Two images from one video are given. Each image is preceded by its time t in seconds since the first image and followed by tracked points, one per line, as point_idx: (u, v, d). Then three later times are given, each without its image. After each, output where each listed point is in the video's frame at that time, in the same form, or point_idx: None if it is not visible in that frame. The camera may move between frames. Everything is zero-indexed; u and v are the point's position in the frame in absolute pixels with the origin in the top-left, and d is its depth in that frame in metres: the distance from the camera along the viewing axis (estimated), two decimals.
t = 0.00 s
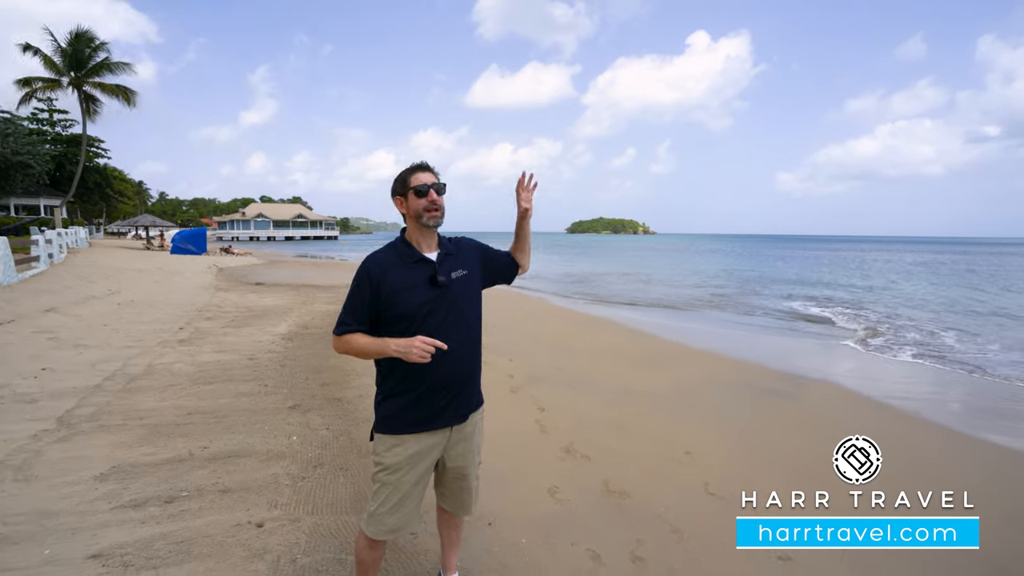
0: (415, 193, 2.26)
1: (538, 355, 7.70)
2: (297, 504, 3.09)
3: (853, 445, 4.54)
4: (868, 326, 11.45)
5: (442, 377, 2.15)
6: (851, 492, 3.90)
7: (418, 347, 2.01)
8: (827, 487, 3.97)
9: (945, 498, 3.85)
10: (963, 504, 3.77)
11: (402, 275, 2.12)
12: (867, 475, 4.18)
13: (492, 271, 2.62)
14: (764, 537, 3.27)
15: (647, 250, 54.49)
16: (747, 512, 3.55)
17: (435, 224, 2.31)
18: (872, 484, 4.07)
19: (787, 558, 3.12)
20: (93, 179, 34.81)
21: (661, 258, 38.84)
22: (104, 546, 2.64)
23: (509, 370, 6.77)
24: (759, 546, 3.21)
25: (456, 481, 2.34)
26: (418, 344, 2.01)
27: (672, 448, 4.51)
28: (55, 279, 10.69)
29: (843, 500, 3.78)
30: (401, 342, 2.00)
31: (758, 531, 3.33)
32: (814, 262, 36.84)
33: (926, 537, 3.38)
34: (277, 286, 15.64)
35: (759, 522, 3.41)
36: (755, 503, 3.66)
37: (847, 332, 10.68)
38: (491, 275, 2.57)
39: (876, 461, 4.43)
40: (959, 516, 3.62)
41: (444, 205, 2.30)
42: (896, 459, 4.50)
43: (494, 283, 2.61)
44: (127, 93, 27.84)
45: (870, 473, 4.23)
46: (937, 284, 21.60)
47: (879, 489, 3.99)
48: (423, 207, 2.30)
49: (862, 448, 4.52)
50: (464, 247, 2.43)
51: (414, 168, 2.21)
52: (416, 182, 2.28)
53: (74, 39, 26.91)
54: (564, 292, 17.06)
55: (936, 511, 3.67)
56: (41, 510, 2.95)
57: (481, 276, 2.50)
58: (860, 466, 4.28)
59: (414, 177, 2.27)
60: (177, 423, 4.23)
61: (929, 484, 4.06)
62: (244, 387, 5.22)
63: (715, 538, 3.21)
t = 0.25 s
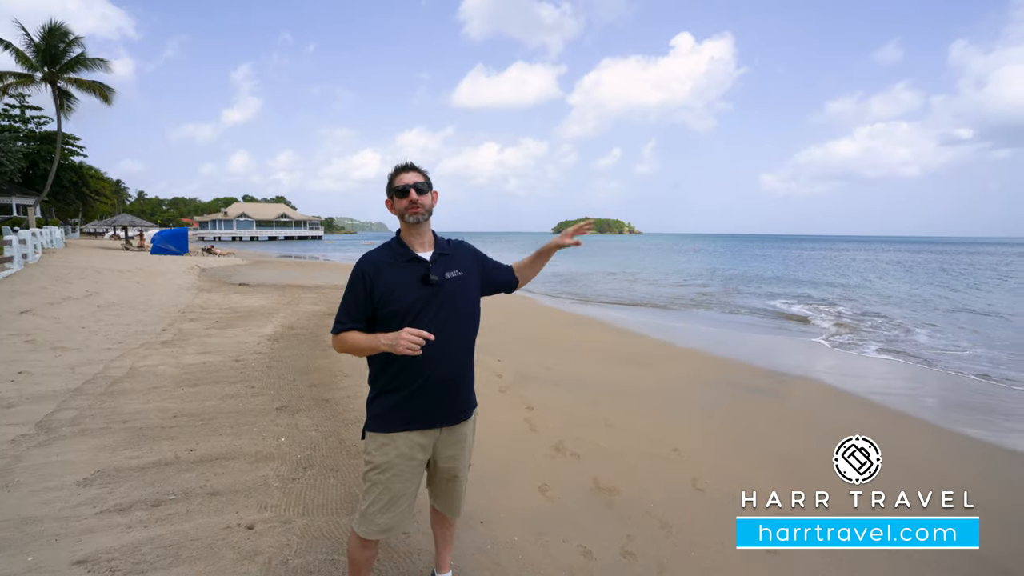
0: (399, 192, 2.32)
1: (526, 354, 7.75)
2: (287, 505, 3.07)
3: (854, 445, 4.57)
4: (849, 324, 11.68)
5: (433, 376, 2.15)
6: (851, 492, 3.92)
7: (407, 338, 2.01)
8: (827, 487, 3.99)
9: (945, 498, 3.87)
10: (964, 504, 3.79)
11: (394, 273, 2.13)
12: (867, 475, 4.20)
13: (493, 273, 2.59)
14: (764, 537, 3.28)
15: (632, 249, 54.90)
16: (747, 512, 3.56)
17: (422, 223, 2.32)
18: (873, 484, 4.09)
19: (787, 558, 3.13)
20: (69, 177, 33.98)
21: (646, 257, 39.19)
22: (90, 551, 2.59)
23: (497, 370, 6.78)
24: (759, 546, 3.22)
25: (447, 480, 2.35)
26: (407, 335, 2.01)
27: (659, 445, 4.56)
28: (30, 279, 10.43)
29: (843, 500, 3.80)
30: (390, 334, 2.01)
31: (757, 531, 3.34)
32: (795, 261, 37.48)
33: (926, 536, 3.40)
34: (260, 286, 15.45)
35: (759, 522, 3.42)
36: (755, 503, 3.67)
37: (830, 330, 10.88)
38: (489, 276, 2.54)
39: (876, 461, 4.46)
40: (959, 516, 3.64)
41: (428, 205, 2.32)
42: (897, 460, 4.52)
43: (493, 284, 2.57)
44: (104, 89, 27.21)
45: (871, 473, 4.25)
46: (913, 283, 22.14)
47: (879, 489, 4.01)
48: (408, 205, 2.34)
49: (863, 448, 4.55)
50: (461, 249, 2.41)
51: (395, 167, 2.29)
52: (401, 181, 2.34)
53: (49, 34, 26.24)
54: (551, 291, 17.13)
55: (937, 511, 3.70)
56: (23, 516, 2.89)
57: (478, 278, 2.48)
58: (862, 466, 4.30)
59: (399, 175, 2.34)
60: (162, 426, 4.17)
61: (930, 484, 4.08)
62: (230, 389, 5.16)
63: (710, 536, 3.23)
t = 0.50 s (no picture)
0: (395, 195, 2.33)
1: (516, 353, 7.77)
2: (278, 507, 3.05)
3: (853, 445, 4.59)
4: (831, 322, 11.90)
5: (427, 377, 2.17)
6: (851, 492, 3.95)
7: (415, 340, 2.04)
8: (827, 487, 4.01)
9: (944, 498, 3.90)
10: (963, 503, 3.83)
11: (392, 273, 2.15)
12: (868, 476, 4.23)
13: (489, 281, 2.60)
14: (764, 537, 3.30)
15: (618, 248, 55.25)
16: (747, 512, 3.58)
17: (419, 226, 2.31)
18: (872, 484, 4.12)
19: (785, 557, 3.16)
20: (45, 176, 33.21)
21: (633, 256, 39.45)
22: (77, 555, 2.56)
23: (487, 369, 6.79)
24: (759, 545, 3.24)
25: (440, 479, 2.37)
26: (415, 338, 2.04)
27: (648, 443, 4.62)
28: (6, 280, 10.18)
29: (843, 500, 3.83)
30: (395, 335, 2.05)
31: (757, 531, 3.36)
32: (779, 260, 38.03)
33: (926, 537, 3.43)
34: (245, 287, 15.25)
35: (759, 522, 3.44)
36: (755, 503, 3.69)
37: (815, 329, 11.05)
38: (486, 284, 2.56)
39: (876, 461, 4.49)
40: (959, 516, 3.67)
41: (423, 208, 2.29)
42: (897, 460, 4.56)
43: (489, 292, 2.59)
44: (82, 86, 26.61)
45: (871, 473, 4.28)
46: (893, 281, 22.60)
47: (879, 489, 4.04)
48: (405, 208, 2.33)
49: (862, 448, 4.57)
50: (459, 255, 2.43)
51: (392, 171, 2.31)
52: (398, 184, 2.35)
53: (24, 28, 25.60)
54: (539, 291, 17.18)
55: (936, 511, 3.73)
56: (7, 522, 2.83)
57: (474, 285, 2.50)
58: (862, 466, 4.33)
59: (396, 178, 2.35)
60: (148, 429, 4.11)
61: (930, 484, 4.11)
62: (217, 390, 5.10)
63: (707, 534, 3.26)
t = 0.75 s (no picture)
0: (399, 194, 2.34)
1: (506, 353, 7.78)
2: (269, 508, 3.03)
3: (853, 445, 4.59)
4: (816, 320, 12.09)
5: (419, 377, 2.17)
6: (851, 492, 3.96)
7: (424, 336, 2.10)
8: (827, 487, 4.02)
9: (944, 497, 3.90)
10: (963, 503, 3.83)
11: (390, 270, 2.14)
12: (867, 475, 4.24)
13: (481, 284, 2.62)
14: (764, 537, 3.31)
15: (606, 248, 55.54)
16: (747, 512, 3.59)
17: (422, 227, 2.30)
18: (872, 483, 4.13)
19: (784, 557, 3.17)
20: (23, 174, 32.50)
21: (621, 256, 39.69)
22: (63, 560, 2.51)
23: (477, 369, 6.79)
24: (759, 545, 3.25)
25: (432, 478, 2.37)
26: (423, 334, 2.10)
27: (638, 440, 4.66)
28: None
29: (843, 500, 3.84)
30: (400, 332, 2.08)
31: (757, 531, 3.37)
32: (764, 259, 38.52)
33: (926, 537, 3.43)
34: (230, 287, 15.07)
35: (759, 522, 3.44)
36: (755, 503, 3.71)
37: (802, 327, 11.19)
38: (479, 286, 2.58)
39: (875, 460, 4.49)
40: (959, 515, 3.68)
41: (426, 208, 2.28)
42: (895, 459, 4.57)
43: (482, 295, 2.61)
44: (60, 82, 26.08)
45: (871, 473, 4.30)
46: (876, 280, 23.01)
47: (878, 489, 4.05)
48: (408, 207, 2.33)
49: (862, 448, 4.57)
50: (455, 256, 2.45)
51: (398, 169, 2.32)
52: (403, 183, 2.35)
53: None
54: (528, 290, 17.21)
55: (936, 511, 3.73)
56: None
57: (468, 287, 2.51)
58: (861, 466, 4.33)
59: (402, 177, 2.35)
60: (134, 432, 4.05)
61: (928, 484, 4.12)
62: (204, 392, 5.04)
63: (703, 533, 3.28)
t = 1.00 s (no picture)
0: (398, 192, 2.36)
1: (497, 353, 7.78)
2: (260, 509, 3.01)
3: (854, 445, 4.58)
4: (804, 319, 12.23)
5: (412, 377, 2.17)
6: (851, 492, 3.96)
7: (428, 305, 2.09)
8: (827, 487, 4.03)
9: (944, 497, 3.90)
10: (963, 503, 3.82)
11: (383, 269, 2.15)
12: (867, 475, 4.25)
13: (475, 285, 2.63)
14: (763, 537, 3.31)
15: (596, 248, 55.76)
16: (747, 512, 3.59)
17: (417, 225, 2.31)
18: (872, 483, 4.13)
19: (783, 557, 3.17)
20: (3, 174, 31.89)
21: (610, 255, 39.92)
22: (51, 564, 2.48)
23: (469, 369, 6.79)
24: (759, 546, 3.25)
25: (426, 478, 2.37)
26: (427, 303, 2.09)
27: (629, 438, 4.69)
28: None
29: (843, 500, 3.84)
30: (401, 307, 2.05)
31: (757, 531, 3.37)
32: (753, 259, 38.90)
33: (926, 536, 3.43)
34: (218, 288, 14.92)
35: (759, 522, 3.44)
36: (755, 503, 3.71)
37: (790, 326, 11.30)
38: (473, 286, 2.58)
39: (876, 460, 4.49)
40: (960, 515, 3.66)
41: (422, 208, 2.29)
42: (895, 458, 4.58)
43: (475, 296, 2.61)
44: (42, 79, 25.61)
45: (872, 472, 4.29)
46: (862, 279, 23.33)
47: (879, 489, 4.05)
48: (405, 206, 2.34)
49: (862, 448, 4.57)
50: (448, 256, 2.46)
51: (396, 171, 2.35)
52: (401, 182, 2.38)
53: None
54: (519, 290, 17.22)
55: (936, 510, 3.73)
56: None
57: (462, 287, 2.51)
58: (862, 466, 4.33)
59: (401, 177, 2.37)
60: (121, 434, 4.00)
61: (927, 484, 4.13)
62: (193, 394, 4.99)
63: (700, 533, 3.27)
